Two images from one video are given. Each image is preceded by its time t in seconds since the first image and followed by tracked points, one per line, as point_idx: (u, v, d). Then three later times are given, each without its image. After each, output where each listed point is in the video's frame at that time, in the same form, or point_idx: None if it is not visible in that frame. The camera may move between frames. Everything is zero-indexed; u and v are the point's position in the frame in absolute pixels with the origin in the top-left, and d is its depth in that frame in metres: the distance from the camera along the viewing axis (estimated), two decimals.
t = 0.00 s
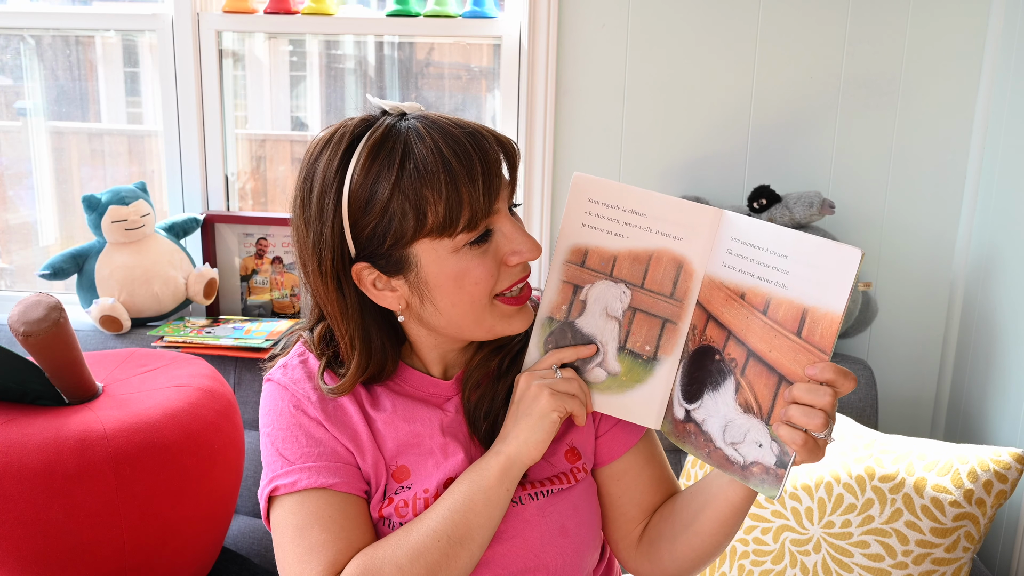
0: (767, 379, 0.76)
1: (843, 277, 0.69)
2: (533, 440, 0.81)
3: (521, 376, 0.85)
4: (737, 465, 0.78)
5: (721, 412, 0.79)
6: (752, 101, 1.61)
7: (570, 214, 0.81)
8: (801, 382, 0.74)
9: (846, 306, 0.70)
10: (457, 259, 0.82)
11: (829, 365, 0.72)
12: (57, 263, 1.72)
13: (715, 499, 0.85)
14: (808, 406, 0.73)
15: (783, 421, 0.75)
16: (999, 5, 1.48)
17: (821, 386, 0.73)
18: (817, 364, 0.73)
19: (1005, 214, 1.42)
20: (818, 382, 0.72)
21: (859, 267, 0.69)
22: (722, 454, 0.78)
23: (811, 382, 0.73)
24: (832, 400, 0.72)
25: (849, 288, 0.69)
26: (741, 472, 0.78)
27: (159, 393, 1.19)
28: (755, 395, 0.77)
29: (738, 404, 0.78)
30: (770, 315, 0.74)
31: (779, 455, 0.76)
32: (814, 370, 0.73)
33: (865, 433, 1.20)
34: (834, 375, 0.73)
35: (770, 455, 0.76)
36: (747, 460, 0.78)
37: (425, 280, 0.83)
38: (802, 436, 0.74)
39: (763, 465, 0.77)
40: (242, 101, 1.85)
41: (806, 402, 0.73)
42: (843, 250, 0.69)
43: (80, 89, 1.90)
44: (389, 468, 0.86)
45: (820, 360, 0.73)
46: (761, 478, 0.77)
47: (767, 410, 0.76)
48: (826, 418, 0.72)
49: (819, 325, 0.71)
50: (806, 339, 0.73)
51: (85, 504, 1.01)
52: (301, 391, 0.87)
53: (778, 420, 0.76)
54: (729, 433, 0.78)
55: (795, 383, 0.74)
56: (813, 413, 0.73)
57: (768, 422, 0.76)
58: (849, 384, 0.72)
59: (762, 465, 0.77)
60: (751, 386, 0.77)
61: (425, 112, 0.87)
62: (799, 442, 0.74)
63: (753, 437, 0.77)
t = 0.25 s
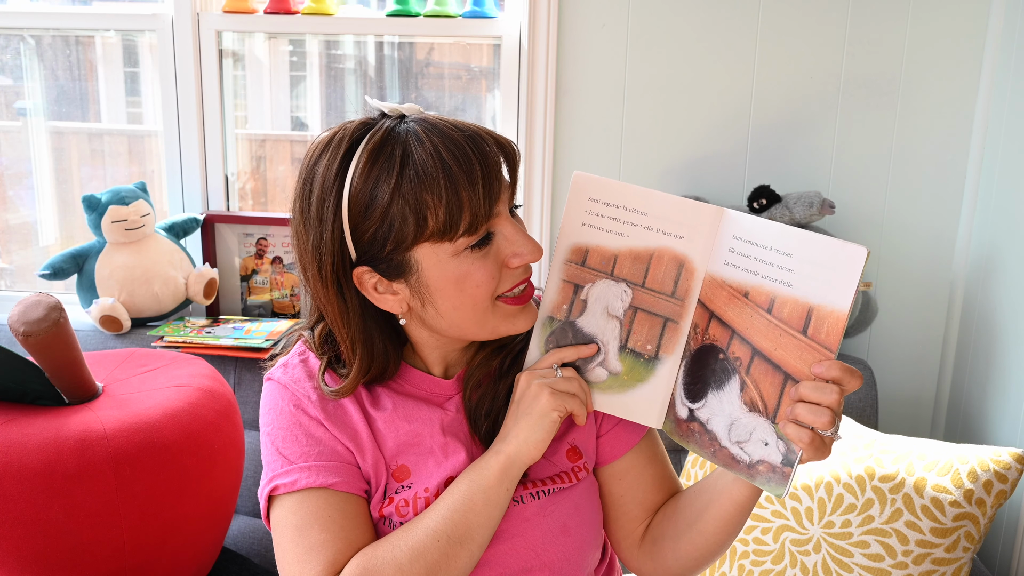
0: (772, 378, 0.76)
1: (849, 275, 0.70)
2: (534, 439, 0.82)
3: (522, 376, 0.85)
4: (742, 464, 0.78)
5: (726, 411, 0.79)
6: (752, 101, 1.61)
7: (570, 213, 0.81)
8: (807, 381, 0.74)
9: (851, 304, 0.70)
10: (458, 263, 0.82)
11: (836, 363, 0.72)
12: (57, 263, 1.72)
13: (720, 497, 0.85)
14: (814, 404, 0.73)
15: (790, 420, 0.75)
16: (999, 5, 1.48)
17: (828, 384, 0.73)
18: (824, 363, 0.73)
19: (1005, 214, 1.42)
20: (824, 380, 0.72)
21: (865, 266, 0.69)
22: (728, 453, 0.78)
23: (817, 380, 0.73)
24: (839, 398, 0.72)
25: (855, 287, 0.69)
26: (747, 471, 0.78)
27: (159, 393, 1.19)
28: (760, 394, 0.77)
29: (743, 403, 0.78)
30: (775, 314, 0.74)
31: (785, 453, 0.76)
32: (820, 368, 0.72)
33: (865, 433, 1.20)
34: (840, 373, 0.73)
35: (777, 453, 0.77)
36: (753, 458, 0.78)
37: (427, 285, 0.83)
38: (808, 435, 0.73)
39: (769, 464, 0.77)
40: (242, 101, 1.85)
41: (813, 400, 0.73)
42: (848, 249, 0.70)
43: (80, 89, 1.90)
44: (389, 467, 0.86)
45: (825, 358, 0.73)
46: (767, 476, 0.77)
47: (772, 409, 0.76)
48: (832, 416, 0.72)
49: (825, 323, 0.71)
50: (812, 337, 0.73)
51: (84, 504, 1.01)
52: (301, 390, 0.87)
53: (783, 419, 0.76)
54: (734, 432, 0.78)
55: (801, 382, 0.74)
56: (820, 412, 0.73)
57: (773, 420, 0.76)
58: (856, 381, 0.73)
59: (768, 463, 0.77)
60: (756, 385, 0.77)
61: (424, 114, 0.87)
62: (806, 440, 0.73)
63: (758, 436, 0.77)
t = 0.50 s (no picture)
0: (775, 380, 0.76)
1: (852, 278, 0.70)
2: (534, 440, 0.81)
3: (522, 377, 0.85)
4: (744, 466, 0.78)
5: (728, 413, 0.79)
6: (751, 101, 1.61)
7: (571, 214, 0.81)
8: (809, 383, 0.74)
9: (854, 306, 0.70)
10: (458, 261, 0.82)
11: (838, 366, 0.72)
12: (57, 263, 1.72)
13: (721, 499, 0.85)
14: (817, 406, 0.73)
15: (792, 421, 0.75)
16: (999, 5, 1.48)
17: (830, 386, 0.73)
18: (826, 365, 0.73)
19: (1005, 213, 1.41)
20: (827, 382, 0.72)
21: (869, 268, 0.69)
22: (729, 455, 0.78)
23: (820, 383, 0.73)
24: (841, 400, 0.72)
25: (857, 290, 0.70)
26: (749, 473, 0.78)
27: (159, 393, 1.19)
28: (763, 396, 0.77)
29: (745, 405, 0.78)
30: (777, 315, 0.74)
31: (787, 455, 0.76)
32: (822, 370, 0.73)
33: (865, 433, 1.20)
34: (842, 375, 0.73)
35: (779, 455, 0.76)
36: (755, 460, 0.78)
37: (427, 282, 0.83)
38: (811, 437, 0.74)
39: (771, 466, 0.77)
40: (242, 101, 1.85)
41: (816, 402, 0.73)
42: (851, 252, 0.70)
43: (80, 89, 1.90)
44: (389, 469, 0.86)
45: (828, 360, 0.73)
46: (770, 479, 0.77)
47: (775, 410, 0.76)
48: (835, 418, 0.72)
49: (828, 326, 0.71)
50: (814, 339, 0.73)
51: (85, 505, 1.01)
52: (301, 391, 0.87)
53: (785, 421, 0.76)
54: (736, 434, 0.78)
55: (803, 383, 0.74)
56: (823, 414, 0.73)
57: (775, 422, 0.77)
58: (858, 384, 0.72)
59: (770, 465, 0.77)
60: (758, 387, 0.77)
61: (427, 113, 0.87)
62: (808, 443, 0.73)
63: (761, 438, 0.77)
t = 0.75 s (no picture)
0: (777, 380, 0.76)
1: (855, 278, 0.70)
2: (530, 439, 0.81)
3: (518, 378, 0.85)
4: (746, 466, 0.78)
5: (730, 413, 0.79)
6: (751, 101, 1.61)
7: (570, 214, 0.81)
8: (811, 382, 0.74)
9: (856, 306, 0.70)
10: (457, 260, 0.82)
11: (841, 366, 0.73)
12: (57, 263, 1.72)
13: (722, 500, 0.85)
14: (819, 406, 0.73)
15: (794, 421, 0.75)
16: (999, 5, 1.48)
17: (833, 386, 0.73)
18: (829, 365, 0.73)
19: (1005, 213, 1.42)
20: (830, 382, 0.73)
21: (871, 268, 0.69)
22: (732, 455, 0.78)
23: (823, 382, 0.74)
24: (844, 400, 0.73)
25: (859, 291, 0.70)
26: (752, 473, 0.78)
27: (159, 393, 1.19)
28: (765, 396, 0.77)
29: (747, 406, 0.78)
30: (779, 316, 0.74)
31: (789, 455, 0.76)
32: (825, 370, 0.73)
33: (865, 433, 1.20)
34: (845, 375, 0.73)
35: (781, 455, 0.76)
36: (757, 460, 0.78)
37: (425, 280, 0.83)
38: (815, 437, 0.74)
39: (773, 466, 0.77)
40: (242, 101, 1.85)
41: (819, 402, 0.73)
42: (853, 252, 0.70)
43: (80, 89, 1.90)
44: (388, 469, 0.86)
45: (830, 360, 0.73)
46: (772, 479, 0.77)
47: (777, 411, 0.76)
48: (838, 418, 0.72)
49: (830, 326, 0.72)
50: (816, 340, 0.73)
51: (85, 504, 1.01)
52: (301, 391, 0.87)
53: (788, 421, 0.76)
54: (737, 434, 0.78)
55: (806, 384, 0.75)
56: (825, 414, 0.73)
57: (778, 422, 0.77)
58: (861, 384, 0.73)
59: (773, 465, 0.77)
60: (760, 387, 0.77)
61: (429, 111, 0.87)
62: (811, 442, 0.74)
63: (763, 437, 0.77)
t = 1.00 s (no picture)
0: (778, 380, 0.76)
1: (855, 278, 0.70)
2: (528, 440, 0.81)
3: (517, 378, 0.85)
4: (747, 466, 0.78)
5: (731, 413, 0.79)
6: (752, 101, 1.61)
7: (572, 216, 0.80)
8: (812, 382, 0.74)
9: (856, 305, 0.70)
10: (458, 260, 0.82)
11: (841, 366, 0.73)
12: (57, 263, 1.72)
13: (723, 499, 0.85)
14: (820, 406, 0.74)
15: (795, 421, 0.75)
16: (999, 5, 1.48)
17: (834, 385, 0.73)
18: (829, 365, 0.73)
19: (1005, 213, 1.41)
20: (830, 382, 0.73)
21: (871, 268, 0.70)
22: (733, 455, 0.78)
23: (823, 383, 0.74)
24: (844, 400, 0.73)
25: (859, 291, 0.70)
26: (752, 473, 0.78)
27: (159, 393, 1.19)
28: (765, 396, 0.77)
29: (748, 406, 0.78)
30: (779, 316, 0.74)
31: (790, 455, 0.76)
32: (826, 370, 0.73)
33: (865, 433, 1.20)
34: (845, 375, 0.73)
35: (781, 455, 0.77)
36: (758, 460, 0.78)
37: (426, 280, 0.83)
38: (815, 437, 0.74)
39: (774, 466, 0.77)
40: (242, 101, 1.85)
41: (819, 402, 0.73)
42: (854, 252, 0.70)
43: (80, 89, 1.90)
44: (388, 469, 0.86)
45: (830, 359, 0.73)
46: (773, 479, 0.77)
47: (778, 411, 0.76)
48: (838, 417, 0.72)
49: (831, 326, 0.72)
50: (816, 339, 0.73)
51: (85, 504, 1.01)
52: (301, 391, 0.87)
53: (789, 421, 0.76)
54: (738, 435, 0.78)
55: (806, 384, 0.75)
56: (826, 414, 0.73)
57: (778, 422, 0.77)
58: (861, 384, 0.73)
59: (773, 465, 0.77)
60: (761, 387, 0.77)
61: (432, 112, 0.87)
62: (811, 442, 0.74)
63: (764, 437, 0.77)
